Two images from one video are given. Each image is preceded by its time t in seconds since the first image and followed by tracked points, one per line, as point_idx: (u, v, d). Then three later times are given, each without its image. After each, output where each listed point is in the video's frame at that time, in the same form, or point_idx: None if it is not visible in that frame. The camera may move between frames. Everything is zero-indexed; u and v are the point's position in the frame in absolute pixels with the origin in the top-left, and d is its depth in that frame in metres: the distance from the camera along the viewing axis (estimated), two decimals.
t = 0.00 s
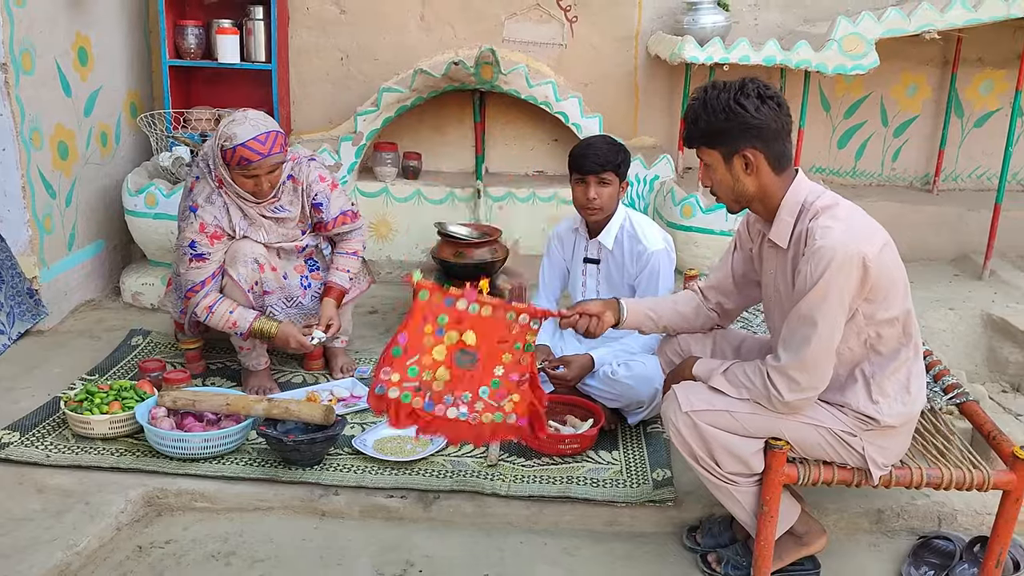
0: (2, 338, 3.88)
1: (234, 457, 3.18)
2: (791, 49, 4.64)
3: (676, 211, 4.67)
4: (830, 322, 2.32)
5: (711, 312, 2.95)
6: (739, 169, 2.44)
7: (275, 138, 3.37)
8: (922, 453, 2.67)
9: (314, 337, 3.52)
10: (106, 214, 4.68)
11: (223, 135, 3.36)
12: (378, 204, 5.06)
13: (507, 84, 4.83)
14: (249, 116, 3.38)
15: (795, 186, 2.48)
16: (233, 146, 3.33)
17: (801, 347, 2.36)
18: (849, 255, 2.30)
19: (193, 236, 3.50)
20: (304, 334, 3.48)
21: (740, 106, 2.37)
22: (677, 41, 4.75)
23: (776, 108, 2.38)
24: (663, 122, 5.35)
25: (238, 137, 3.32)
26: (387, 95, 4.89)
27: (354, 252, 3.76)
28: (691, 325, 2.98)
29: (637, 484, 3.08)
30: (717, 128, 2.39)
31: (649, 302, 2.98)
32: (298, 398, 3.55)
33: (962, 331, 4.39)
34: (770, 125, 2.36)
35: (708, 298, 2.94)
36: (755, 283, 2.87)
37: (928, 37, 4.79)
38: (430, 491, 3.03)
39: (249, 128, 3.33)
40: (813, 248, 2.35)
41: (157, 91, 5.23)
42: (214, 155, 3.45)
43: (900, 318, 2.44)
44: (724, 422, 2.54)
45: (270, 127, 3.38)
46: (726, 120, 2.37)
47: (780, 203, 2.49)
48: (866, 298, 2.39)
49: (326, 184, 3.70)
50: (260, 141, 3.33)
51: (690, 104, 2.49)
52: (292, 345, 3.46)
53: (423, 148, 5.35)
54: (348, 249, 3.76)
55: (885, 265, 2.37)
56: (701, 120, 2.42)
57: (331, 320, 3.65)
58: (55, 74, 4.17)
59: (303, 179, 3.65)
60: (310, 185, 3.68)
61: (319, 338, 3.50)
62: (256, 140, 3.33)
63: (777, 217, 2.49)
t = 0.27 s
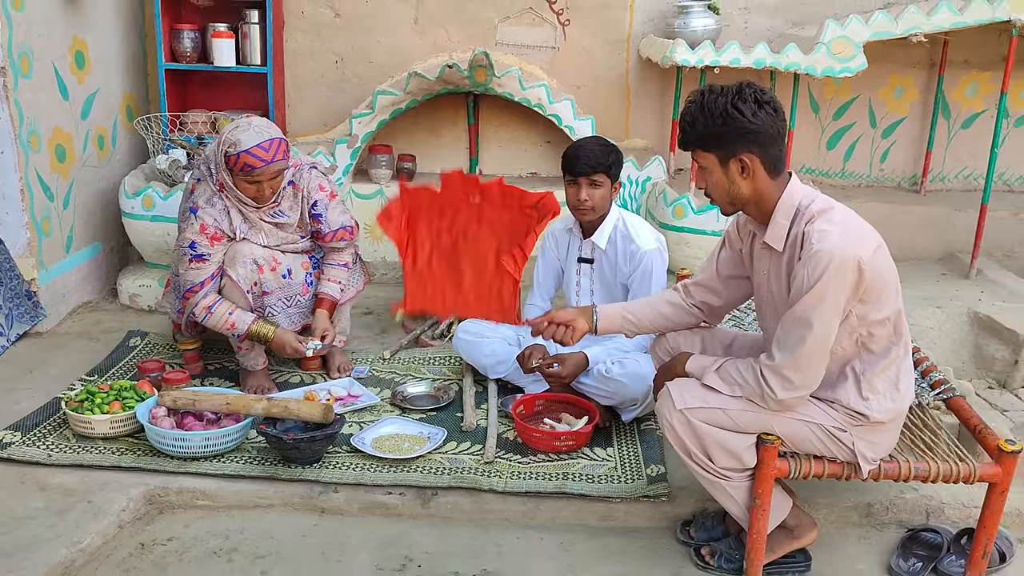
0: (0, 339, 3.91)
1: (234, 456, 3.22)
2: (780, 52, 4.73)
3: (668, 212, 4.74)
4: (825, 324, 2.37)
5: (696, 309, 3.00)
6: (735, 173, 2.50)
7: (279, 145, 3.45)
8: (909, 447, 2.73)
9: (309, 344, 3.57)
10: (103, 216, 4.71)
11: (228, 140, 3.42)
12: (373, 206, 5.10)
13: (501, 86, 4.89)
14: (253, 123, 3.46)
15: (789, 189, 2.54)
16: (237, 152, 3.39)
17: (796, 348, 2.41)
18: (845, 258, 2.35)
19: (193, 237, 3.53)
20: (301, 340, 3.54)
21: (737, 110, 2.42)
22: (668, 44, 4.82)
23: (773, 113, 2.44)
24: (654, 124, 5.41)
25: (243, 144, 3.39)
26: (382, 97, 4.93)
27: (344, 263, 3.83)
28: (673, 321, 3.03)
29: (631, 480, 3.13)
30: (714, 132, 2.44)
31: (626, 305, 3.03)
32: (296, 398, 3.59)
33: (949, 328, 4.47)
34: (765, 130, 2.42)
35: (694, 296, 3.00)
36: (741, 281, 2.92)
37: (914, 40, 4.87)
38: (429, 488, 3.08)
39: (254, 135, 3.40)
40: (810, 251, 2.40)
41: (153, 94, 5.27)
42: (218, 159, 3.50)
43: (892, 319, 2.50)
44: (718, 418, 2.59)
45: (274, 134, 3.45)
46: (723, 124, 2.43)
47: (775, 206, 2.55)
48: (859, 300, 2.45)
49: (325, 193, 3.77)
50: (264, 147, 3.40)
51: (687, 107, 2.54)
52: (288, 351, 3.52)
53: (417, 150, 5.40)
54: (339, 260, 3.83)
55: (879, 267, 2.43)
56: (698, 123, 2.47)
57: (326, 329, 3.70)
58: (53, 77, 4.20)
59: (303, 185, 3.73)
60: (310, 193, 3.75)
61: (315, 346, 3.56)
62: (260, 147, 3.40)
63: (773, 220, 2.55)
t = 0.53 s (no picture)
0: None
1: (234, 455, 3.25)
2: (771, 55, 4.79)
3: (661, 213, 4.80)
4: (816, 323, 2.43)
5: (694, 305, 3.09)
6: (720, 179, 2.55)
7: (286, 154, 3.49)
8: (898, 442, 2.78)
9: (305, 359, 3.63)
10: (100, 219, 4.74)
11: (235, 147, 3.47)
12: (368, 208, 5.14)
13: (495, 89, 4.94)
14: (261, 130, 3.49)
15: (774, 194, 2.60)
16: (244, 158, 3.43)
17: (789, 347, 2.46)
18: (834, 259, 2.41)
19: (196, 238, 3.57)
20: (297, 353, 3.61)
21: (722, 119, 2.47)
22: (660, 46, 4.88)
23: (757, 121, 2.50)
24: (647, 126, 5.47)
25: (250, 151, 3.43)
26: (377, 101, 4.98)
27: (339, 274, 3.87)
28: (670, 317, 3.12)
29: (627, 476, 3.18)
30: (699, 140, 2.49)
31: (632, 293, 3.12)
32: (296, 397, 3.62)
33: (938, 326, 4.54)
34: (750, 138, 2.48)
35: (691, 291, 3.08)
36: (734, 284, 2.99)
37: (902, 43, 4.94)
38: (427, 485, 3.13)
39: (261, 143, 3.45)
40: (799, 253, 2.45)
41: (149, 97, 5.30)
42: (223, 163, 3.55)
43: (880, 316, 2.56)
44: (713, 416, 2.64)
45: (281, 143, 3.50)
46: (708, 132, 2.48)
47: (761, 211, 2.61)
48: (849, 299, 2.51)
49: (325, 202, 3.78)
50: (271, 156, 3.45)
51: (672, 115, 2.59)
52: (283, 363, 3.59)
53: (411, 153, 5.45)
54: (333, 271, 3.87)
55: (867, 267, 2.49)
56: (684, 131, 2.52)
57: (322, 344, 3.80)
58: (51, 81, 4.23)
59: (305, 193, 3.77)
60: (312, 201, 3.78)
61: (310, 360, 3.63)
62: (268, 155, 3.44)
63: (760, 224, 2.61)
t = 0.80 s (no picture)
0: None
1: (234, 454, 3.28)
2: (763, 55, 4.84)
3: (655, 212, 4.85)
4: (803, 319, 2.48)
5: (683, 306, 3.12)
6: (712, 176, 2.60)
7: (289, 158, 3.55)
8: (890, 437, 2.83)
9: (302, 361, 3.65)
10: (97, 221, 4.76)
11: (238, 150, 3.52)
12: (364, 208, 5.19)
13: (490, 90, 4.98)
14: (264, 135, 3.56)
15: (765, 192, 2.64)
16: (247, 162, 3.49)
17: (777, 344, 2.51)
18: (819, 256, 2.46)
19: (197, 239, 3.60)
20: (294, 357, 3.63)
21: (717, 117, 2.52)
22: (653, 47, 4.93)
23: (751, 121, 2.55)
24: (640, 126, 5.52)
25: (253, 155, 3.49)
26: (373, 102, 5.01)
27: (338, 276, 3.90)
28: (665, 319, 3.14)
29: (624, 472, 3.22)
30: (694, 137, 2.54)
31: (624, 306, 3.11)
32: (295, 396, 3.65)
33: (928, 324, 4.60)
34: (744, 137, 2.52)
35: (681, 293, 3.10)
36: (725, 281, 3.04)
37: (892, 43, 5.00)
38: (426, 482, 3.16)
39: (264, 147, 3.51)
40: (786, 250, 2.50)
41: (145, 99, 5.32)
42: (225, 165, 3.59)
43: (868, 311, 2.61)
44: (706, 412, 2.69)
45: (284, 148, 3.56)
46: (704, 129, 2.52)
47: (751, 208, 2.65)
48: (836, 295, 2.55)
49: (326, 205, 3.83)
50: (273, 160, 3.51)
51: (668, 112, 2.63)
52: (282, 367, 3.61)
53: (406, 154, 5.49)
54: (333, 272, 3.90)
55: (853, 263, 2.53)
56: (680, 128, 2.56)
57: (324, 344, 3.80)
58: (48, 83, 4.25)
59: (306, 196, 3.81)
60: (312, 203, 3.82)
61: (308, 362, 3.65)
62: (271, 159, 3.50)
63: (750, 221, 2.65)
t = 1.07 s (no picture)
0: None
1: (236, 452, 3.31)
2: (756, 55, 4.89)
3: (650, 212, 4.90)
4: (799, 315, 2.51)
5: (681, 304, 3.16)
6: (708, 176, 2.63)
7: (290, 160, 3.58)
8: (884, 431, 2.87)
9: (304, 360, 3.69)
10: (95, 222, 4.78)
11: (240, 152, 3.55)
12: (361, 209, 5.22)
13: (486, 90, 5.02)
14: (266, 137, 3.59)
15: (759, 190, 2.68)
16: (248, 164, 3.52)
17: (775, 340, 2.55)
18: (813, 252, 2.50)
19: (200, 239, 3.62)
20: (297, 354, 3.67)
21: (713, 117, 2.56)
22: (648, 48, 4.97)
23: (745, 121, 2.59)
24: (635, 126, 5.56)
25: (255, 157, 3.52)
26: (370, 103, 5.05)
27: (334, 277, 3.94)
28: (662, 316, 3.19)
29: (621, 469, 3.26)
30: (690, 137, 2.57)
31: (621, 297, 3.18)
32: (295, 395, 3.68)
33: (921, 321, 4.65)
34: (738, 137, 2.56)
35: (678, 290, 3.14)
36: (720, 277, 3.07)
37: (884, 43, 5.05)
38: (426, 479, 3.20)
39: (266, 149, 3.54)
40: (781, 246, 2.54)
41: (141, 100, 5.34)
42: (227, 166, 3.62)
43: (861, 307, 2.65)
44: (703, 409, 2.73)
45: (285, 150, 3.59)
46: (700, 130, 2.56)
47: (747, 206, 2.69)
48: (830, 290, 2.59)
49: (326, 207, 3.88)
50: (275, 162, 3.54)
51: (665, 112, 2.67)
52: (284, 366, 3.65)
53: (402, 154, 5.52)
54: (329, 274, 3.94)
55: (846, 259, 2.58)
56: (676, 128, 2.60)
57: (320, 343, 3.82)
58: (46, 86, 4.27)
59: (305, 197, 3.86)
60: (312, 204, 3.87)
61: (309, 360, 3.68)
62: (271, 162, 3.53)
63: (745, 219, 2.69)
